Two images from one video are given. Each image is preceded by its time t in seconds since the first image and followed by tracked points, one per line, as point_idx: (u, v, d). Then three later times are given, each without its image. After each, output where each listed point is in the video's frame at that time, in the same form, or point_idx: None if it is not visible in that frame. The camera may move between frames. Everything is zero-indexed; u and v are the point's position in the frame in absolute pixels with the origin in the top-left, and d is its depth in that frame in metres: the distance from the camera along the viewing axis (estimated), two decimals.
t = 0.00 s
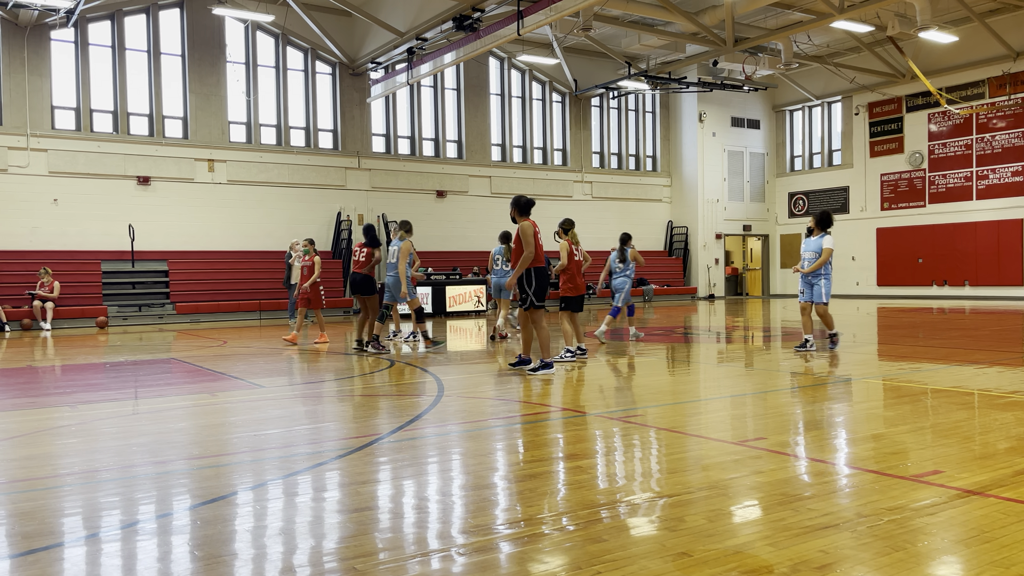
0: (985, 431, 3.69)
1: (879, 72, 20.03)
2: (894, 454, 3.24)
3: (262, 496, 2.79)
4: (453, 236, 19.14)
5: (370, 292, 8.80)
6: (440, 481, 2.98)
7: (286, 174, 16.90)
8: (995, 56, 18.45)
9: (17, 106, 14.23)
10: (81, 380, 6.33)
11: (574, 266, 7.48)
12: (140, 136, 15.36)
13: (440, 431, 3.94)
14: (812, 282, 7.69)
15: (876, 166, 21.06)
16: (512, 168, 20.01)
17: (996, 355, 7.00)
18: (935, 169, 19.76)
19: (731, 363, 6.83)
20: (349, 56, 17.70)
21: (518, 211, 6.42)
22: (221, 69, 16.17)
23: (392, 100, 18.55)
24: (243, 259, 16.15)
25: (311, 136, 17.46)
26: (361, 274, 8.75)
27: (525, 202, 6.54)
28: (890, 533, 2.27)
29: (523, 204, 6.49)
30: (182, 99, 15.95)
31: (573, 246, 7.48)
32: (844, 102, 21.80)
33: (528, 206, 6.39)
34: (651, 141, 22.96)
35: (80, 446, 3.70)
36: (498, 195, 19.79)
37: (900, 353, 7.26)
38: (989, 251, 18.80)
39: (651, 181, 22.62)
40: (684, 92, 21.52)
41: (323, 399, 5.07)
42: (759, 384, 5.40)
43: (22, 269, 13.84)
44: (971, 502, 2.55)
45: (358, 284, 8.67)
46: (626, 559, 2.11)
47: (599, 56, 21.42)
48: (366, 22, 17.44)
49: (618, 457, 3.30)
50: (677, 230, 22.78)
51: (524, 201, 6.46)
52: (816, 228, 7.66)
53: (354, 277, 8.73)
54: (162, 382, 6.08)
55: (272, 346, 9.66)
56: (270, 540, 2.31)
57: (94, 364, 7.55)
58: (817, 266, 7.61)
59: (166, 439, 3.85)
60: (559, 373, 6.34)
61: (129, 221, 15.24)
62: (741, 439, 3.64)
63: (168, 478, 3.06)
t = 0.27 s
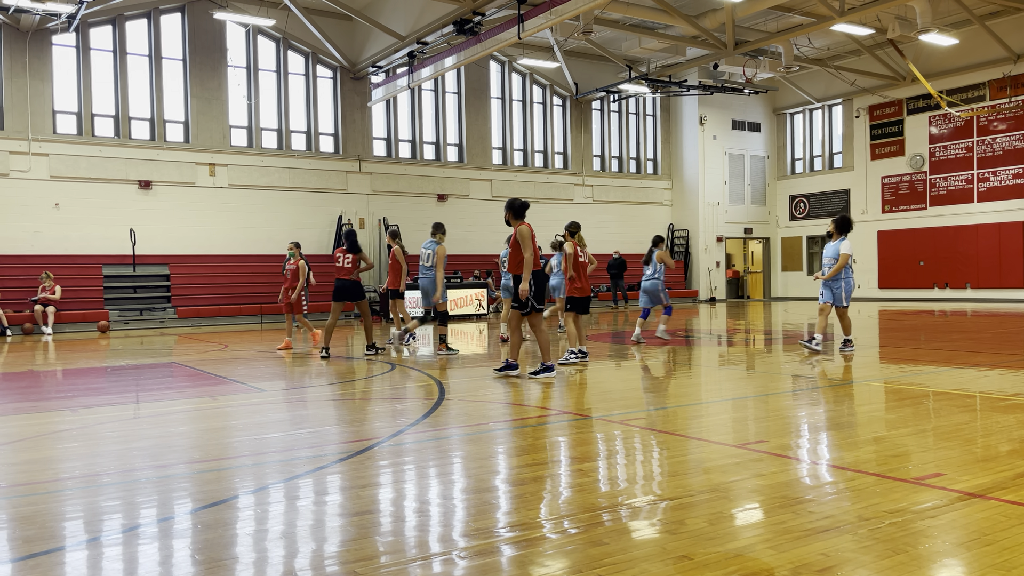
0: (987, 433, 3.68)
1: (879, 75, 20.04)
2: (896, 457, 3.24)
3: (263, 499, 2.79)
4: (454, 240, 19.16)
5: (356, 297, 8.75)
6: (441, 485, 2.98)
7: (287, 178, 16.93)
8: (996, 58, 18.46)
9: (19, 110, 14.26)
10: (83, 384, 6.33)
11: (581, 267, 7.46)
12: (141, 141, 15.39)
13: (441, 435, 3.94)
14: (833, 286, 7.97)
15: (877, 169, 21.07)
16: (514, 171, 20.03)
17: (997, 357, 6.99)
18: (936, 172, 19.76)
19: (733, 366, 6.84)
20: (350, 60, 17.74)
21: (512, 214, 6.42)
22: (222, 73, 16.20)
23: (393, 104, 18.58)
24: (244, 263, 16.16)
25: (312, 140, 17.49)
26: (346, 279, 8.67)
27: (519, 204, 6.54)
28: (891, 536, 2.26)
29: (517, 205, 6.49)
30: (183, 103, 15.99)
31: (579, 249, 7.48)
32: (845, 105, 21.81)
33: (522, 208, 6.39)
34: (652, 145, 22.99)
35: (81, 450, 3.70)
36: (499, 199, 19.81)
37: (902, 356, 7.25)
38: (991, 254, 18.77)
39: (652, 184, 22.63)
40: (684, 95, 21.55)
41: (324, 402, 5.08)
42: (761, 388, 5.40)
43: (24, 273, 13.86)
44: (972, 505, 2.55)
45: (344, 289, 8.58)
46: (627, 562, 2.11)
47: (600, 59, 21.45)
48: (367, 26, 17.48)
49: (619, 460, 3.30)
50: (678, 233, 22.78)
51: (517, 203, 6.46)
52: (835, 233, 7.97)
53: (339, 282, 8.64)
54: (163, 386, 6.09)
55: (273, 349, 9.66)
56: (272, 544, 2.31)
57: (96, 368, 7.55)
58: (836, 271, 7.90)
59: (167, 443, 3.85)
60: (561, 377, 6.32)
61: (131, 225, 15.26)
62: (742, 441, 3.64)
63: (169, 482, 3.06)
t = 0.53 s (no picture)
0: (989, 436, 3.68)
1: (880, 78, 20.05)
2: (898, 460, 3.23)
3: (264, 503, 2.79)
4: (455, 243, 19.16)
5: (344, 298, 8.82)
6: (442, 488, 2.98)
7: (288, 182, 16.95)
8: (997, 61, 18.47)
9: (21, 114, 14.29)
10: (84, 388, 6.33)
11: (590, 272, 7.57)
12: (143, 145, 15.41)
13: (442, 438, 3.94)
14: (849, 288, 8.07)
15: (878, 171, 21.07)
16: (515, 174, 20.04)
17: (999, 360, 6.98)
18: (937, 174, 19.75)
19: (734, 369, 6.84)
20: (351, 64, 17.77)
21: (503, 217, 6.41)
22: (224, 77, 16.24)
23: (395, 107, 18.60)
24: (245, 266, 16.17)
25: (313, 143, 17.51)
26: (335, 280, 8.75)
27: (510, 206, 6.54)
28: (894, 539, 2.26)
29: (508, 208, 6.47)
30: (184, 107, 16.02)
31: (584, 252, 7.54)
32: (846, 108, 21.81)
33: (513, 211, 6.38)
34: (653, 148, 23.01)
35: (82, 454, 3.70)
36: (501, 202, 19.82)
37: (904, 359, 7.24)
38: (992, 256, 18.75)
39: (653, 187, 22.64)
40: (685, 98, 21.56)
41: (326, 406, 5.08)
42: (763, 390, 5.39)
43: (26, 277, 13.87)
44: (975, 507, 2.55)
45: (332, 289, 8.63)
46: (629, 566, 2.11)
47: (601, 63, 21.47)
48: (368, 30, 17.51)
49: (621, 463, 3.30)
50: (679, 236, 22.77)
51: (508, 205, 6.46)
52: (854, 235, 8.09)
53: (327, 283, 8.71)
54: (164, 390, 6.08)
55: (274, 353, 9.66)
56: (273, 548, 2.31)
57: (98, 372, 7.56)
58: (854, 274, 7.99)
59: (168, 447, 3.85)
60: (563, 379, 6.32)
61: (132, 229, 15.28)
62: (744, 444, 3.63)
63: (170, 486, 3.05)
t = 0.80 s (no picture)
0: (992, 439, 3.67)
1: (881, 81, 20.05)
2: (901, 463, 3.23)
3: (267, 506, 2.79)
4: (456, 246, 19.17)
5: (343, 302, 8.82)
6: (444, 491, 2.98)
7: (290, 185, 16.97)
8: (998, 63, 18.46)
9: (23, 118, 14.33)
10: (86, 391, 6.34)
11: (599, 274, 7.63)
12: (145, 149, 15.44)
13: (444, 441, 3.94)
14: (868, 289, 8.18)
15: (879, 174, 21.07)
16: (516, 177, 20.06)
17: (1002, 362, 6.97)
18: (939, 177, 19.74)
19: (734, 371, 6.84)
20: (353, 67, 17.80)
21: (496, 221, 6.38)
22: (226, 81, 16.28)
23: (396, 111, 18.62)
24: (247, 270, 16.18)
25: (314, 147, 17.54)
26: (334, 283, 8.74)
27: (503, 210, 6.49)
28: (897, 542, 2.25)
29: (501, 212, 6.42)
30: (186, 110, 16.05)
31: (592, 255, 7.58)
32: (847, 111, 21.81)
33: (505, 215, 6.36)
34: (654, 150, 23.02)
35: (85, 458, 3.71)
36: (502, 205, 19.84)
37: (905, 361, 7.23)
38: (994, 259, 18.72)
39: (655, 190, 22.66)
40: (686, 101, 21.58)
41: (328, 409, 5.09)
42: (765, 393, 5.38)
43: (28, 281, 13.90)
44: (978, 511, 2.54)
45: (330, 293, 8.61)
46: (632, 569, 2.11)
47: (602, 66, 21.50)
48: (369, 34, 17.55)
49: (624, 466, 3.30)
50: (681, 239, 22.76)
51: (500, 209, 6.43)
52: (869, 237, 8.32)
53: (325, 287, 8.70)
54: (166, 393, 6.09)
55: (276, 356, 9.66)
56: (275, 551, 2.31)
57: (100, 375, 7.57)
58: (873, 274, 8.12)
59: (171, 450, 3.85)
60: (565, 382, 6.31)
61: (134, 232, 15.30)
62: (747, 447, 3.63)
63: (172, 489, 3.06)
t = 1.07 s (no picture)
0: (995, 441, 3.66)
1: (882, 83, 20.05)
2: (903, 466, 3.22)
3: (268, 509, 2.79)
4: (458, 249, 19.18)
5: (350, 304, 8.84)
6: (446, 494, 2.97)
7: (292, 188, 16.99)
8: (1000, 66, 18.45)
9: (25, 122, 14.35)
10: (88, 394, 6.34)
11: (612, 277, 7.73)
12: (147, 152, 15.47)
13: (446, 444, 3.94)
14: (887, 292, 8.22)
15: (881, 176, 21.05)
16: (517, 180, 20.07)
17: (1004, 365, 6.96)
18: (940, 179, 19.72)
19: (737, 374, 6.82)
20: (355, 70, 17.82)
21: (487, 224, 6.42)
22: (227, 84, 16.30)
23: (398, 114, 18.63)
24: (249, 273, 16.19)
25: (316, 150, 17.55)
26: (341, 286, 8.77)
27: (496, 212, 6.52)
28: (900, 544, 2.25)
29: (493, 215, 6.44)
30: (188, 113, 16.07)
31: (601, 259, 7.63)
32: (848, 113, 21.81)
33: (497, 218, 6.38)
34: (656, 153, 23.04)
35: (87, 460, 3.71)
36: (503, 208, 19.85)
37: (908, 364, 7.22)
38: (996, 261, 18.69)
39: (656, 193, 22.68)
40: (688, 104, 21.60)
41: (329, 412, 5.09)
42: (767, 396, 5.37)
43: (30, 284, 13.91)
44: (981, 513, 2.53)
45: (337, 295, 8.63)
46: (635, 571, 2.10)
47: (602, 69, 21.53)
48: (371, 37, 17.57)
49: (626, 469, 3.29)
50: (682, 241, 22.76)
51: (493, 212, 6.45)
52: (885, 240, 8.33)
53: (332, 289, 8.72)
54: (168, 396, 6.09)
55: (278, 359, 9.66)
56: (277, 554, 2.31)
57: (102, 378, 7.57)
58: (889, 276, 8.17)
59: (172, 453, 3.85)
60: (566, 385, 6.32)
61: (136, 235, 15.32)
62: (749, 450, 3.63)
63: (174, 492, 3.06)
